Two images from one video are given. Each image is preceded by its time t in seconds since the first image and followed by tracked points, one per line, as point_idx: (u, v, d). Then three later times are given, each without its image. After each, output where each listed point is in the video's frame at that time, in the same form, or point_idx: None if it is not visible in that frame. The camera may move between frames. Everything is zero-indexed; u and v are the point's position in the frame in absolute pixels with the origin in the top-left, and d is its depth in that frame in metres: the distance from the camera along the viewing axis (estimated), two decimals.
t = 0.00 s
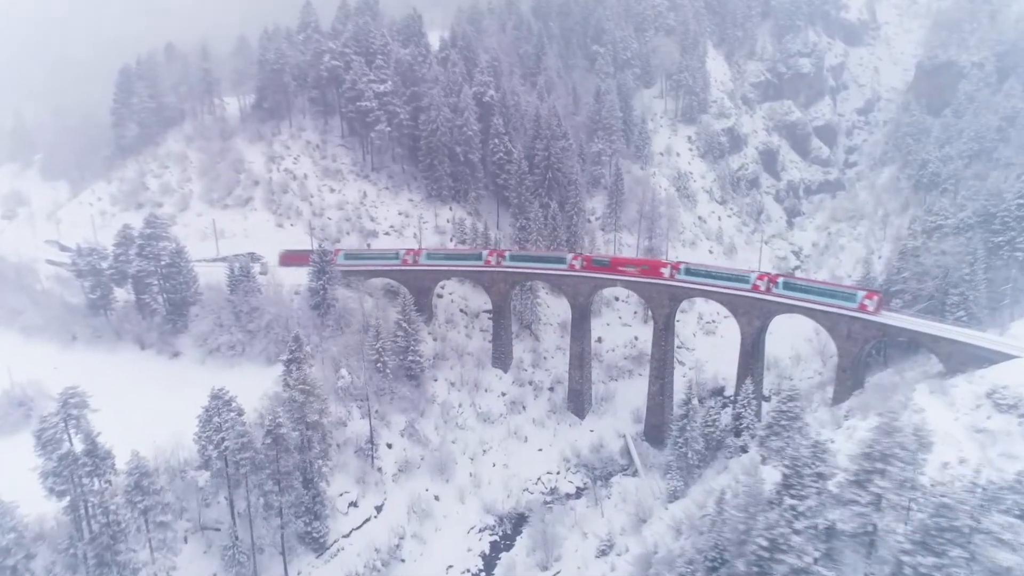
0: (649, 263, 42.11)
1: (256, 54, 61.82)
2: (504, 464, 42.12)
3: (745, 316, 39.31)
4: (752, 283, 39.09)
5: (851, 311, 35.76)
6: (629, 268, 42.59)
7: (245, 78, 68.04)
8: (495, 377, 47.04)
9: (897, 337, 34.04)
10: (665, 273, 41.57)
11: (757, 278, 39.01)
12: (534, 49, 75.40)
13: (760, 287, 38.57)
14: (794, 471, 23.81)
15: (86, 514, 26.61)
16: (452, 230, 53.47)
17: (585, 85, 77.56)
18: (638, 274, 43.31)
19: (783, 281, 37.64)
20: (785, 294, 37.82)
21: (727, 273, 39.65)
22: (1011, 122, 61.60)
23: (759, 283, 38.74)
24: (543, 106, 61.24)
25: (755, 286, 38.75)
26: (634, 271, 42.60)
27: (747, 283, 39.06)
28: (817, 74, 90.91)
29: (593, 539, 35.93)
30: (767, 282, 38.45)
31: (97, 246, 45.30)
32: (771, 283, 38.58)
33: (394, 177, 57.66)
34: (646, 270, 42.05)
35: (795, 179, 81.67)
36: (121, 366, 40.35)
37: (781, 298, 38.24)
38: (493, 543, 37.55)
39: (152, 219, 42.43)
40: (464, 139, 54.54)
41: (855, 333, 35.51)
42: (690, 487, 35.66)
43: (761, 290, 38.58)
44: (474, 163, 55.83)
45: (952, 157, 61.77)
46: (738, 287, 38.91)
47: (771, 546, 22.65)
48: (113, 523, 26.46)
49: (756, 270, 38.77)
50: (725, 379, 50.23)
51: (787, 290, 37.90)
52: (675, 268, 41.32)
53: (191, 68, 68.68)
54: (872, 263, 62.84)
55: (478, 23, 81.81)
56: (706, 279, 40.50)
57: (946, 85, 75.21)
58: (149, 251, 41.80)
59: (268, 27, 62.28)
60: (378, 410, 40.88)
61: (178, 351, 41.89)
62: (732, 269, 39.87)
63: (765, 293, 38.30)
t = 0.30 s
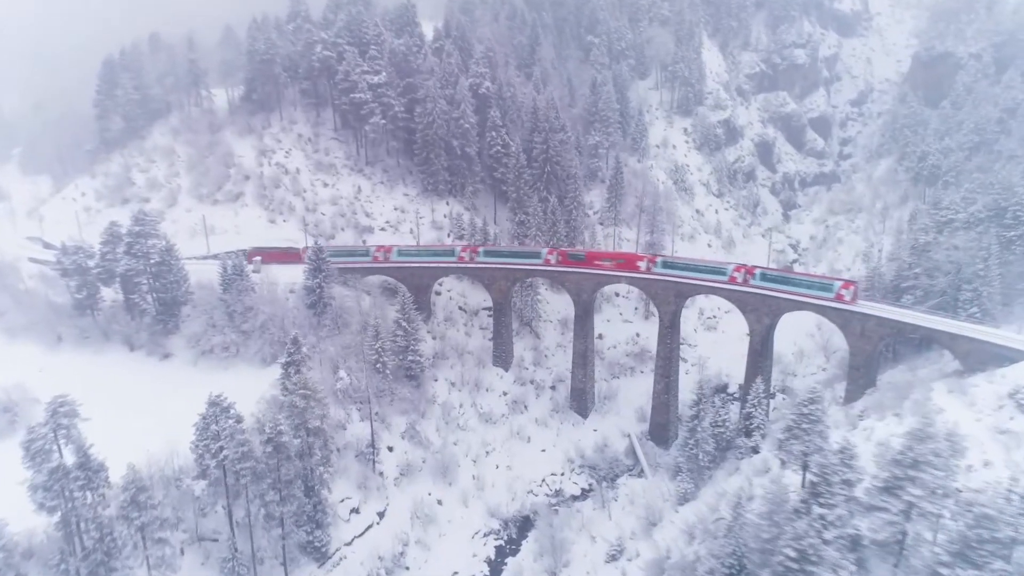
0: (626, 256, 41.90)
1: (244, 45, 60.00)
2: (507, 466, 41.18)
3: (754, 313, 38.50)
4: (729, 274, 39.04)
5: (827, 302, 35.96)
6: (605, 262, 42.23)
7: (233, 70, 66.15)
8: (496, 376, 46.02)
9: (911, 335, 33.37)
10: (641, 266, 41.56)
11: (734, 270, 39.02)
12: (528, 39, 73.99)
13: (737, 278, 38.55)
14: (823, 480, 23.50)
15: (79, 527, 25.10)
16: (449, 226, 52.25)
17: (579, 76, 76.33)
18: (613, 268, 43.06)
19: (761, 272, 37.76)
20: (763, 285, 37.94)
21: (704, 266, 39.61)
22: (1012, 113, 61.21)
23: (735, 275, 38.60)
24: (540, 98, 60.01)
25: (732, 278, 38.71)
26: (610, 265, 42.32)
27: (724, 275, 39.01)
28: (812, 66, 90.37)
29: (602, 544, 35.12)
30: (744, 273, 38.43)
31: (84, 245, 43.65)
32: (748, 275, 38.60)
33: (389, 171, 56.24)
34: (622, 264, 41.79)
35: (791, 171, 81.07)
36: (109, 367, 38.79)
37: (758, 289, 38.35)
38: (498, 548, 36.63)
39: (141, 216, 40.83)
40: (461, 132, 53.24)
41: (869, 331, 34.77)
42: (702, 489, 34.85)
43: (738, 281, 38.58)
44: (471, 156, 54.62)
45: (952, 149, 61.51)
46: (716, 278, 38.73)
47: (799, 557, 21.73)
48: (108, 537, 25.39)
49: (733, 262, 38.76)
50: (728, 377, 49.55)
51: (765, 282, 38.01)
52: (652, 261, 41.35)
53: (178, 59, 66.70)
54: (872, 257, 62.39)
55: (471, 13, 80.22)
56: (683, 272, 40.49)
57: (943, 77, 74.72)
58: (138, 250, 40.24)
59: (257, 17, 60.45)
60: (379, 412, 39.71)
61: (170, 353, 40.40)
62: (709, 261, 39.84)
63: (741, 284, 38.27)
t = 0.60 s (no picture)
0: (600, 251, 41.74)
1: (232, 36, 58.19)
2: (510, 469, 40.25)
3: (762, 311, 37.77)
4: (704, 268, 39.29)
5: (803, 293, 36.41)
6: (579, 258, 42.11)
7: (219, 61, 64.27)
8: (497, 376, 44.98)
9: (925, 333, 32.71)
10: (617, 260, 41.47)
11: (710, 263, 39.13)
12: (521, 30, 72.59)
13: (712, 272, 38.75)
14: (852, 489, 22.80)
15: (71, 547, 23.75)
16: (445, 222, 51.05)
17: (574, 68, 75.19)
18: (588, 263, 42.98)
19: (735, 265, 37.97)
20: (737, 278, 38.09)
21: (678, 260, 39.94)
22: (1011, 106, 60.55)
23: (710, 268, 38.89)
24: (536, 91, 58.77)
25: (707, 271, 38.95)
26: (584, 260, 42.16)
27: (700, 269, 39.29)
28: (805, 58, 89.95)
29: (611, 550, 34.24)
30: (719, 266, 38.64)
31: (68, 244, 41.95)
32: (723, 268, 38.73)
33: (382, 166, 54.86)
34: (596, 259, 41.69)
35: (785, 164, 80.52)
36: (98, 371, 37.30)
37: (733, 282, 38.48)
38: (503, 554, 35.66)
39: (129, 214, 39.26)
40: (456, 126, 51.94)
41: (882, 329, 34.05)
42: (713, 494, 34.07)
43: (713, 274, 38.78)
44: (467, 150, 53.37)
45: (951, 142, 61.24)
46: (691, 273, 39.18)
47: (830, 570, 21.37)
48: (102, 557, 24.10)
49: (708, 255, 38.96)
50: (730, 374, 48.91)
51: (740, 275, 38.21)
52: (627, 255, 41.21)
53: (162, 50, 64.73)
54: (870, 251, 61.91)
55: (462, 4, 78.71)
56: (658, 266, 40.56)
57: (939, 69, 74.45)
58: (125, 250, 38.67)
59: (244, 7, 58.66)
60: (378, 415, 38.58)
61: (160, 356, 38.95)
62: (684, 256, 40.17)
63: (717, 277, 38.44)
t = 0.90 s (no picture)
0: (572, 246, 41.53)
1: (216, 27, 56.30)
2: (512, 472, 39.30)
3: (769, 309, 37.03)
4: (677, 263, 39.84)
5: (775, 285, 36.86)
6: (551, 254, 41.72)
7: (202, 53, 62.30)
8: (496, 377, 43.93)
9: (938, 331, 32.13)
10: (589, 256, 41.19)
11: (683, 258, 39.78)
12: (512, 22, 71.11)
13: (686, 265, 39.29)
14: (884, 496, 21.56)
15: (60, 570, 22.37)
16: (440, 218, 49.87)
17: (566, 61, 74.02)
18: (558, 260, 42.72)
19: (709, 258, 38.47)
20: (711, 272, 38.49)
21: (651, 255, 40.28)
22: (1007, 98, 61.02)
23: (683, 262, 39.48)
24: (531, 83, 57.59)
25: (680, 265, 39.52)
26: (556, 256, 41.79)
27: (673, 263, 39.77)
28: (796, 50, 89.48)
29: (619, 555, 33.42)
30: (692, 259, 39.31)
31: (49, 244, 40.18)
32: (696, 262, 39.35)
33: (374, 161, 53.49)
34: (569, 254, 41.37)
35: (778, 157, 80.01)
36: (82, 377, 35.64)
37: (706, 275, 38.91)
38: (508, 561, 34.73)
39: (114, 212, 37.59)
40: (450, 119, 50.70)
41: (894, 327, 33.38)
42: (723, 497, 33.34)
43: (687, 268, 39.29)
44: (461, 145, 52.15)
45: (947, 135, 61.06)
46: (665, 266, 39.52)
47: None
48: None
49: (681, 250, 39.67)
50: (731, 371, 48.31)
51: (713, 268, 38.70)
52: (599, 251, 41.04)
53: (143, 42, 62.63)
54: (867, 245, 61.59)
55: None
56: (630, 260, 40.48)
57: (931, 61, 74.45)
58: (110, 250, 36.94)
59: None
60: (377, 419, 37.40)
61: (147, 361, 37.40)
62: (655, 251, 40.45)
63: (690, 270, 39.03)
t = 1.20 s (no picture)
0: (542, 243, 40.63)
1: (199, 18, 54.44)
2: (514, 476, 38.39)
3: (776, 307, 36.32)
4: (649, 257, 39.16)
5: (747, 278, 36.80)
6: (521, 251, 40.82)
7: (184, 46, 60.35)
8: (495, 377, 42.93)
9: (951, 329, 31.56)
10: (559, 252, 40.78)
11: (654, 251, 39.04)
12: (502, 13, 69.79)
13: (657, 260, 38.69)
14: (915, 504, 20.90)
15: None
16: (434, 215, 48.71)
17: (556, 54, 72.87)
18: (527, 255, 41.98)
19: (680, 252, 37.98)
20: (683, 266, 38.20)
21: (623, 249, 39.48)
22: (1002, 91, 60.66)
23: (654, 256, 38.77)
24: (524, 76, 56.49)
25: (652, 260, 38.88)
26: (526, 253, 40.94)
27: (644, 257, 39.08)
28: (786, 42, 88.97)
29: (628, 561, 32.62)
30: (663, 254, 38.59)
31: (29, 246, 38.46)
32: (668, 255, 38.72)
33: (365, 156, 52.14)
34: (539, 251, 40.54)
35: (769, 150, 79.47)
36: (65, 385, 33.91)
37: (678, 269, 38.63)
38: (513, 568, 33.81)
39: (97, 212, 35.97)
40: (444, 113, 49.48)
41: (905, 326, 32.80)
42: (733, 501, 32.66)
43: (659, 263, 38.71)
44: (455, 139, 51.06)
45: (942, 128, 60.85)
46: (636, 261, 38.82)
47: None
48: None
49: (652, 244, 38.86)
50: (731, 368, 47.71)
51: (684, 262, 38.35)
52: (570, 247, 40.54)
53: (123, 34, 60.59)
54: (863, 239, 61.26)
55: None
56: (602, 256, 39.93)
57: (923, 53, 74.31)
58: (92, 252, 35.13)
59: None
60: (375, 424, 36.25)
61: (134, 366, 35.76)
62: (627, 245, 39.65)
63: (661, 265, 38.45)
